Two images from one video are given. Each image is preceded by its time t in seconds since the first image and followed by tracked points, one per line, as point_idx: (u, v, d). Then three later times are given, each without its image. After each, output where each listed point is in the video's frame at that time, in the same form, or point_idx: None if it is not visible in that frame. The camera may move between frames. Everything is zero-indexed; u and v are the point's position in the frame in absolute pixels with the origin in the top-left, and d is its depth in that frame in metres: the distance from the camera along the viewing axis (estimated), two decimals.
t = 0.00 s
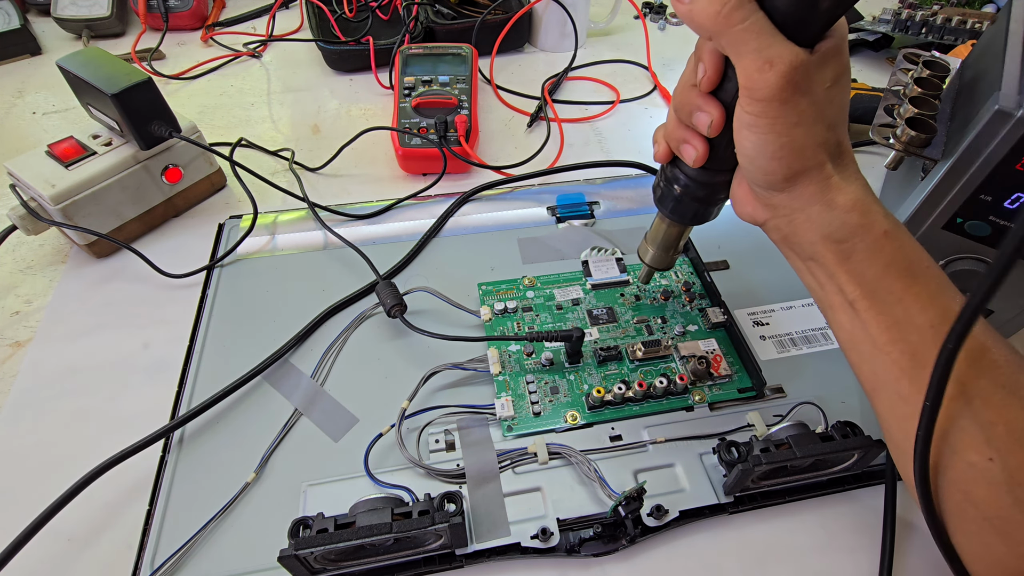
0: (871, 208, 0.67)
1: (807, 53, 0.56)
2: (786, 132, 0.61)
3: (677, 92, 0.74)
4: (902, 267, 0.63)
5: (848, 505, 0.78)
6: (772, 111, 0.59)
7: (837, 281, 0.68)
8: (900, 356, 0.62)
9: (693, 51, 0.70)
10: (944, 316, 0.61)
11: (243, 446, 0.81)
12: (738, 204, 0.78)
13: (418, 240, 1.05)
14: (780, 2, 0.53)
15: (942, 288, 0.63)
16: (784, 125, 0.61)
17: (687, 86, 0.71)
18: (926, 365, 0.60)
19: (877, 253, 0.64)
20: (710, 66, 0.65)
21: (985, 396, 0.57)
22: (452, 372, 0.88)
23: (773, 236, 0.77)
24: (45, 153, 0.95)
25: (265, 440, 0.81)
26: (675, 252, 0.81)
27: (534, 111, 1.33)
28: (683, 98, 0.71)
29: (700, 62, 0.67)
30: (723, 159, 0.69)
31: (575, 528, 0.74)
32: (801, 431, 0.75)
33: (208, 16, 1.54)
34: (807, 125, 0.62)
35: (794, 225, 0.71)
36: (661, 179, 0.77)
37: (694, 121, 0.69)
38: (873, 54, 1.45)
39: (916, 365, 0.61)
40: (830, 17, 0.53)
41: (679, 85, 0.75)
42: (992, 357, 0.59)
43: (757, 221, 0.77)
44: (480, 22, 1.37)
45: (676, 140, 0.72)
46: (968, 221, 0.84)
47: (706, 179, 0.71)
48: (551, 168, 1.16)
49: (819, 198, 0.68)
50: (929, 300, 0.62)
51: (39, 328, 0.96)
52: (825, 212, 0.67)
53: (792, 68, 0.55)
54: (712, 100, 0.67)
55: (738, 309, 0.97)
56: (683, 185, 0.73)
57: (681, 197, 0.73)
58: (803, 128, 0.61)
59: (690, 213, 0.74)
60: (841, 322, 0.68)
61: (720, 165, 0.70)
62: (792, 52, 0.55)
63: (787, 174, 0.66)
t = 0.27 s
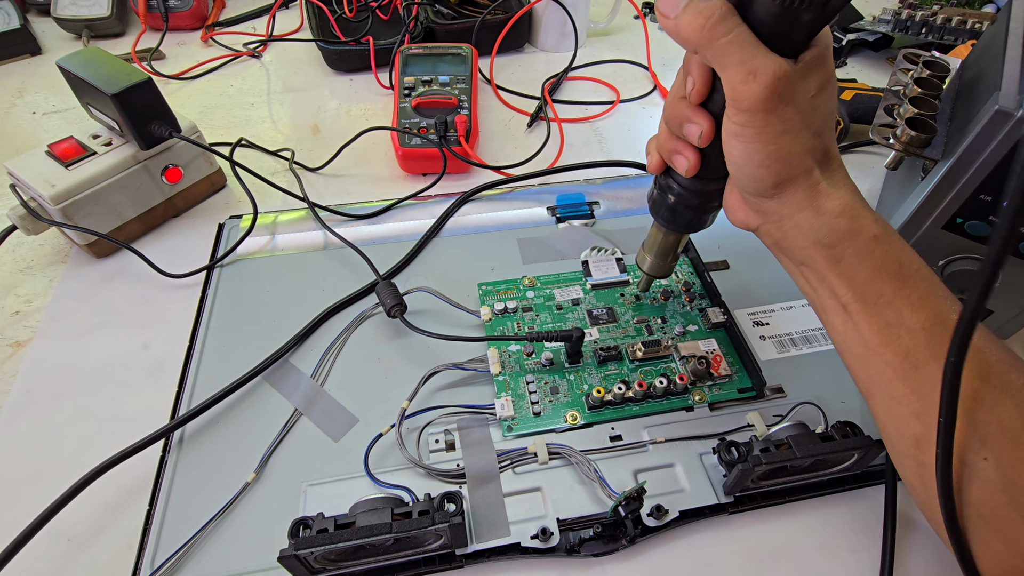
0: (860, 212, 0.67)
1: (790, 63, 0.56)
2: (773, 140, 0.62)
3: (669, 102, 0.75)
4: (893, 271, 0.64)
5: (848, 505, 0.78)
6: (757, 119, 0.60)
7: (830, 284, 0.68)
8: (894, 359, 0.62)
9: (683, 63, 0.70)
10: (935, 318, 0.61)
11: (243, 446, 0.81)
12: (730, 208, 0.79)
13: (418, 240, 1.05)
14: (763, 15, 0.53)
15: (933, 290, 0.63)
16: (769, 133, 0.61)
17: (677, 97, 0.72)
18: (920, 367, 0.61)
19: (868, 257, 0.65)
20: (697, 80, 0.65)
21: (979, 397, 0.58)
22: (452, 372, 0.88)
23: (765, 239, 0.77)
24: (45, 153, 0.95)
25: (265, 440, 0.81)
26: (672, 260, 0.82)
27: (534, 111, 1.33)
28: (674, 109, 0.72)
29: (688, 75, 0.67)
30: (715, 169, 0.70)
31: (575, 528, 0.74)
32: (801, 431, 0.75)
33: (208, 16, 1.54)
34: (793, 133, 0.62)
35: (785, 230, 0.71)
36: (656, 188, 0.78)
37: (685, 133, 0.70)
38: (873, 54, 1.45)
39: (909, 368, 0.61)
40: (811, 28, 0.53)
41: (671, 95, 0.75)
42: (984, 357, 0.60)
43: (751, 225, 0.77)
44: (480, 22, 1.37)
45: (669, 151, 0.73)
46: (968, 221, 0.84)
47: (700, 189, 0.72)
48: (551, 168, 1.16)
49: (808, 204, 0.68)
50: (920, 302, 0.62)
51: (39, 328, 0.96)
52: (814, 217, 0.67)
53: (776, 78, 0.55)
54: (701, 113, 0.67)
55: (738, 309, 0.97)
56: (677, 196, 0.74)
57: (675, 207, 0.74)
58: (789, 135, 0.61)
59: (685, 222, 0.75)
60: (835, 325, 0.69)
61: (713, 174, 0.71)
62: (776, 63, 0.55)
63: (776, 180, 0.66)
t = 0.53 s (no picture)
0: (853, 219, 0.67)
1: (777, 74, 0.56)
2: (762, 151, 0.61)
3: (660, 114, 0.75)
4: (888, 275, 0.64)
5: (848, 505, 0.78)
6: (747, 130, 0.60)
7: (825, 289, 0.68)
8: (891, 363, 0.62)
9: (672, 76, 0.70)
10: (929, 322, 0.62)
11: (243, 446, 0.81)
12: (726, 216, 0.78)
13: (418, 240, 1.05)
14: (747, 29, 0.53)
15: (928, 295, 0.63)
16: (759, 143, 0.61)
17: (668, 109, 0.72)
18: (916, 370, 0.61)
19: (862, 262, 0.65)
20: (687, 90, 0.66)
21: (974, 398, 0.59)
22: (452, 372, 0.88)
23: (761, 245, 0.77)
24: (45, 153, 0.95)
25: (265, 440, 0.81)
26: (672, 265, 0.82)
27: (534, 111, 1.33)
28: (665, 120, 0.72)
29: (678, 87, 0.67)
30: (710, 177, 0.70)
31: (575, 528, 0.74)
32: (801, 432, 0.75)
33: (208, 16, 1.54)
34: (783, 143, 0.61)
35: (780, 238, 0.71)
36: (651, 197, 0.77)
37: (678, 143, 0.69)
38: (873, 54, 1.45)
39: (905, 371, 0.61)
40: (797, 39, 0.53)
41: (662, 107, 0.75)
42: (979, 360, 0.61)
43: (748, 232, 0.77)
44: (480, 22, 1.37)
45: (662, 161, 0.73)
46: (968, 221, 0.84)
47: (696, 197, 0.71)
48: (551, 168, 1.16)
49: (801, 212, 0.68)
50: (914, 305, 0.63)
51: (40, 328, 0.96)
52: (807, 225, 0.67)
53: (762, 91, 0.55)
54: (693, 122, 0.67)
55: (738, 309, 0.97)
56: (673, 204, 0.73)
57: (671, 215, 0.74)
58: (778, 146, 0.61)
59: (682, 229, 0.74)
60: (831, 329, 0.69)
61: (709, 181, 0.70)
62: (762, 76, 0.55)
63: (767, 189, 0.66)
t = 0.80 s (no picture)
0: (850, 214, 0.67)
1: (771, 71, 0.56)
2: (758, 148, 0.61)
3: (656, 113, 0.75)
4: (884, 271, 0.64)
5: (848, 505, 0.78)
6: (742, 128, 0.60)
7: (823, 286, 0.68)
8: (888, 359, 0.63)
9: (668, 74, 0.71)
10: (926, 319, 0.62)
11: (242, 446, 0.81)
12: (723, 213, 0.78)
13: (418, 240, 1.05)
14: (740, 27, 0.53)
15: (924, 291, 0.64)
16: (754, 141, 0.61)
17: (665, 107, 0.72)
18: (913, 366, 0.61)
19: (858, 259, 0.65)
20: (683, 89, 0.66)
21: (971, 394, 0.60)
22: (452, 372, 0.88)
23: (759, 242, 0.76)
24: (45, 153, 0.95)
25: (265, 440, 0.81)
26: (670, 263, 0.82)
27: (534, 111, 1.33)
28: (662, 118, 0.72)
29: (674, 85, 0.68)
30: (708, 174, 0.70)
31: (575, 528, 0.74)
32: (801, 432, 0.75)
33: (208, 16, 1.54)
34: (778, 140, 0.61)
35: (777, 234, 0.71)
36: (649, 195, 0.77)
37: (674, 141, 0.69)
38: (873, 54, 1.45)
39: (903, 367, 0.62)
40: (790, 36, 0.53)
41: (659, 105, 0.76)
42: (975, 356, 0.61)
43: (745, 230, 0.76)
44: (480, 22, 1.37)
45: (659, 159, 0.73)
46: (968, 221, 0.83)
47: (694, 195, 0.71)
48: (551, 168, 1.16)
49: (797, 208, 0.67)
50: (911, 302, 0.63)
51: (40, 328, 0.96)
52: (804, 221, 0.67)
53: (757, 88, 0.55)
54: (689, 120, 0.67)
55: (738, 309, 0.97)
56: (670, 202, 0.73)
57: (669, 213, 0.74)
58: (774, 143, 0.61)
59: (680, 227, 0.74)
60: (829, 325, 0.69)
61: (706, 179, 0.70)
62: (757, 73, 0.55)
63: (763, 186, 0.66)
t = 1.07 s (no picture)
0: (856, 211, 0.68)
1: (778, 65, 0.56)
2: (766, 142, 0.61)
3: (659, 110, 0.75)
4: (891, 268, 0.65)
5: (848, 505, 0.78)
6: (749, 122, 0.60)
7: (829, 282, 0.68)
8: (895, 356, 0.63)
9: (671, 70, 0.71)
10: (932, 315, 0.63)
11: (242, 446, 0.81)
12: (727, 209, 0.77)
13: (418, 240, 1.05)
14: (747, 20, 0.53)
15: (929, 288, 0.65)
16: (763, 135, 0.61)
17: (667, 104, 0.72)
18: (920, 362, 0.62)
19: (865, 255, 0.66)
20: (687, 85, 0.66)
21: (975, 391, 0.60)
22: (452, 372, 0.88)
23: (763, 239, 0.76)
24: (45, 153, 0.95)
25: (265, 440, 0.81)
26: (673, 261, 0.82)
27: (534, 111, 1.33)
28: (665, 115, 0.72)
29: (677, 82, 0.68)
30: (711, 171, 0.70)
31: (575, 528, 0.74)
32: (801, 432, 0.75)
33: (208, 16, 1.54)
34: (787, 134, 0.62)
35: (783, 230, 0.71)
36: (652, 192, 0.77)
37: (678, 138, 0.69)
38: (873, 54, 1.45)
39: (910, 363, 0.62)
40: (795, 32, 0.53)
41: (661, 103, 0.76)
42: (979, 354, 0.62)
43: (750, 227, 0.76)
44: (480, 22, 1.37)
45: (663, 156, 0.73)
46: (968, 221, 0.83)
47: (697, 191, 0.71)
48: (551, 168, 1.16)
49: (805, 204, 0.68)
50: (918, 298, 0.64)
51: (40, 328, 0.96)
52: (812, 216, 0.68)
53: (765, 81, 0.55)
54: (693, 116, 0.67)
55: (737, 309, 0.97)
56: (674, 199, 0.73)
57: (672, 210, 0.73)
58: (782, 137, 0.61)
59: (683, 224, 0.74)
60: (833, 322, 0.69)
61: (709, 176, 0.70)
62: (765, 66, 0.55)
63: (771, 180, 0.66)
